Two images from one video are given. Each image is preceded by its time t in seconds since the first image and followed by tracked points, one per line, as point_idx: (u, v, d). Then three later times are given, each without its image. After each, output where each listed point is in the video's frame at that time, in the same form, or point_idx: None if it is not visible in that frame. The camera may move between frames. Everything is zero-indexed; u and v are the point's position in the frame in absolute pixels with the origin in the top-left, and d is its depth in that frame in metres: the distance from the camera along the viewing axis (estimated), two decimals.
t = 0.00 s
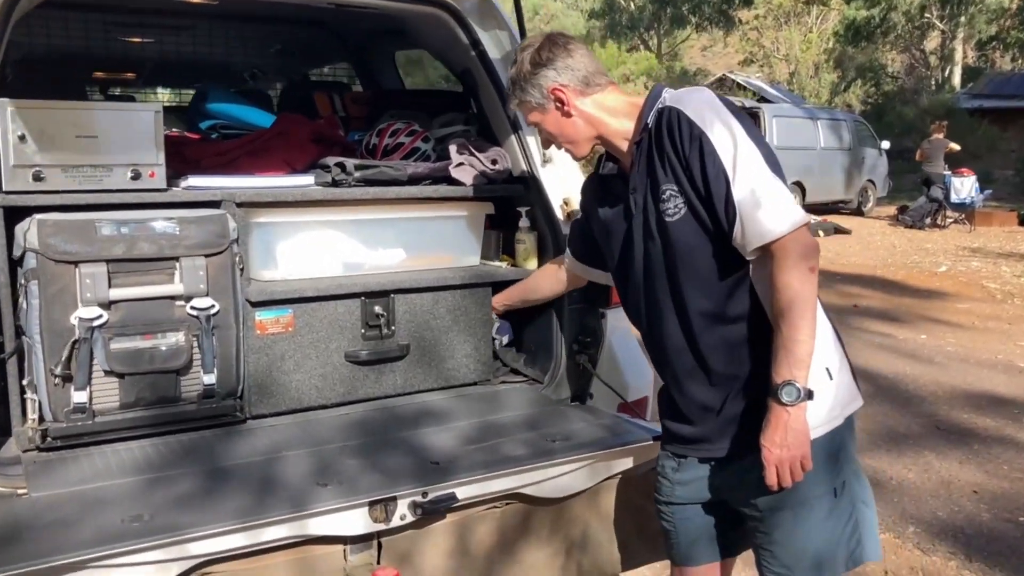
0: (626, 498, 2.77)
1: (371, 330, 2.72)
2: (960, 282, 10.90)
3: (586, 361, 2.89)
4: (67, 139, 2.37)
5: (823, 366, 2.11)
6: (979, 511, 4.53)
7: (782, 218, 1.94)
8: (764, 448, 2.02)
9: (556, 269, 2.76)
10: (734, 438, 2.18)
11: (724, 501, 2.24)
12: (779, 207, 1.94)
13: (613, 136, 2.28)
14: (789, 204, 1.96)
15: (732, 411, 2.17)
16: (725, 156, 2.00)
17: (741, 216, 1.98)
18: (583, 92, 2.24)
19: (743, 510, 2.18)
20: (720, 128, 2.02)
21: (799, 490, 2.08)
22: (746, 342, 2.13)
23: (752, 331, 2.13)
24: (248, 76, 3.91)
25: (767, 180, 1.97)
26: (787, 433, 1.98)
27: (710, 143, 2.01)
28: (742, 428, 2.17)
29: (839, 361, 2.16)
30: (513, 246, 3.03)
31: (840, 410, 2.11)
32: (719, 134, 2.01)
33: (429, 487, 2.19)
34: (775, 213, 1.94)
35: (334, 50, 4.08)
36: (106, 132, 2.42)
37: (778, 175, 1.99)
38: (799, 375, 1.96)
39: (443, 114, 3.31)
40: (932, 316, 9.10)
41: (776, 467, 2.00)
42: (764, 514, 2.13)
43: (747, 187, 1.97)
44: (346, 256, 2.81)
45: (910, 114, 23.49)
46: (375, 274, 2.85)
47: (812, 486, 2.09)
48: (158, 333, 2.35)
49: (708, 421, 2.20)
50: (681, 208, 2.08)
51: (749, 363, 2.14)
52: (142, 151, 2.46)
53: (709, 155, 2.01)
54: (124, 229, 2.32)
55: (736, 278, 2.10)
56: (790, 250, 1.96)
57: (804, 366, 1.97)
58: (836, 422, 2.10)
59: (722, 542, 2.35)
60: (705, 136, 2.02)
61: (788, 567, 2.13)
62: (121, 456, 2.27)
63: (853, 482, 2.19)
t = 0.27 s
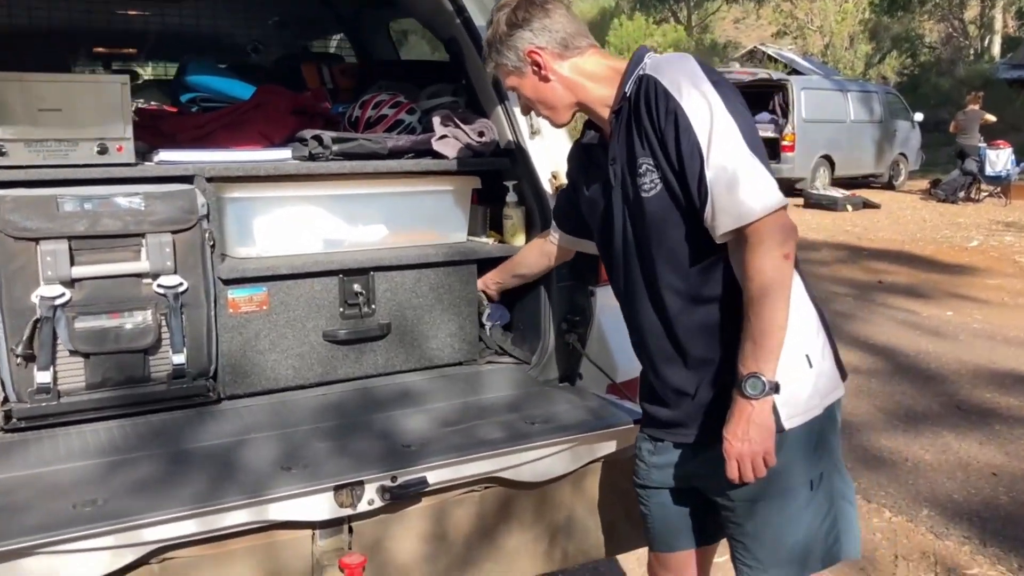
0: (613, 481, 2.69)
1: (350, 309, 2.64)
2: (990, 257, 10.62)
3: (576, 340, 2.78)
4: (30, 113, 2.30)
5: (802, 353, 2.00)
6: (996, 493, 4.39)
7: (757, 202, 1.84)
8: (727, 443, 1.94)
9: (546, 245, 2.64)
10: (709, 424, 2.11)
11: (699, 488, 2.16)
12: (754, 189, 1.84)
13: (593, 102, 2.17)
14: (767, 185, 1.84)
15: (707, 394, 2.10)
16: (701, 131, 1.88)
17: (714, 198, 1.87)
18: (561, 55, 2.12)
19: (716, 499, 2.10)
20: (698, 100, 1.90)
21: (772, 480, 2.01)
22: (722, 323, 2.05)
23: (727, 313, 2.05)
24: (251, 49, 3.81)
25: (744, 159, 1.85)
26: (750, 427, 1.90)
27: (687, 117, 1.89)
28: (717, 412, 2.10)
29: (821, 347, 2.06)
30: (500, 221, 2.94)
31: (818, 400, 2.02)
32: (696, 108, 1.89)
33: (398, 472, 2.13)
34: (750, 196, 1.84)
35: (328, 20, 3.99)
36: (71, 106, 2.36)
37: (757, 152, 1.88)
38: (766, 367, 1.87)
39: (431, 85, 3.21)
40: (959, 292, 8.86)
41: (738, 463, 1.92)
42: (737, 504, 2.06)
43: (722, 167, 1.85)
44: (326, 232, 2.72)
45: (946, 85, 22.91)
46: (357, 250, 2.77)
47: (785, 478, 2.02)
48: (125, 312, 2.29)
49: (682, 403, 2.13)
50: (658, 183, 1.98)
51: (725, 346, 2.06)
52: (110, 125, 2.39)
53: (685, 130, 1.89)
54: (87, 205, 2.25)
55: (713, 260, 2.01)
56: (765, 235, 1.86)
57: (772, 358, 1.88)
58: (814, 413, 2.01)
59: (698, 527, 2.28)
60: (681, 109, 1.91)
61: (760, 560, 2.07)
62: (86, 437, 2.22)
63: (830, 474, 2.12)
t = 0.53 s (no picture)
0: (594, 463, 2.59)
1: (320, 283, 2.55)
2: (1010, 236, 10.38)
3: (559, 317, 2.67)
4: None
5: (782, 344, 1.90)
6: (1004, 479, 4.26)
7: (740, 178, 1.72)
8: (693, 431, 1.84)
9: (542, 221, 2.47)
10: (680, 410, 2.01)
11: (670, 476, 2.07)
12: (738, 165, 1.72)
13: (577, 56, 2.01)
14: (753, 160, 1.72)
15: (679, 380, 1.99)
16: (686, 97, 1.76)
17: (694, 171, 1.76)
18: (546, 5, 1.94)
19: (685, 491, 2.01)
20: (686, 63, 1.77)
21: (742, 471, 1.92)
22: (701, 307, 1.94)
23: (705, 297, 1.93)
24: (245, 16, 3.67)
25: (730, 131, 1.73)
26: (718, 416, 1.81)
27: (672, 81, 1.77)
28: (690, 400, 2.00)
29: (803, 336, 1.96)
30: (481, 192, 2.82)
31: (796, 391, 1.93)
32: (683, 71, 1.77)
33: (358, 454, 2.04)
34: (734, 171, 1.72)
35: None
36: (26, 70, 2.26)
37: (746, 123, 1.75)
38: (740, 355, 1.77)
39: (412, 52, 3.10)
40: (976, 271, 8.66)
41: (702, 452, 1.83)
42: (704, 496, 1.96)
43: (705, 138, 1.73)
44: (296, 202, 2.64)
45: (971, 59, 22.44)
46: (329, 222, 2.70)
47: (756, 471, 1.92)
48: (80, 284, 2.20)
49: (651, 386, 2.02)
50: (639, 151, 1.87)
51: (702, 332, 1.95)
52: (68, 90, 2.29)
53: (670, 94, 1.77)
54: (40, 172, 2.16)
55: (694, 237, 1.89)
56: (748, 213, 1.74)
57: (748, 347, 1.77)
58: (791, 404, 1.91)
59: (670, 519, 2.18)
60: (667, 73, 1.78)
61: (728, 557, 1.97)
62: (39, 413, 2.14)
63: (808, 470, 2.01)
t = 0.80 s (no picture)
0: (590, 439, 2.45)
1: (304, 245, 2.42)
2: None
3: (556, 286, 2.53)
4: None
5: (779, 342, 1.81)
6: None
7: (745, 156, 1.59)
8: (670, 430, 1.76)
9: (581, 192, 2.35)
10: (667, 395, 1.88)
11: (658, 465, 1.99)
12: (744, 141, 1.59)
13: None
14: (762, 138, 1.59)
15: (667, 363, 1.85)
16: (702, 58, 1.63)
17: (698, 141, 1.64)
18: None
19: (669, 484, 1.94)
20: (709, 19, 1.63)
21: (730, 473, 1.84)
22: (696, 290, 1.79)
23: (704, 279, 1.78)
24: None
25: (742, 103, 1.60)
26: (697, 420, 1.72)
27: (689, 40, 1.64)
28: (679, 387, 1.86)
29: (806, 338, 1.86)
30: (478, 151, 2.67)
31: (793, 395, 1.84)
32: (702, 29, 1.63)
33: (330, 426, 1.94)
34: (740, 147, 1.59)
35: None
36: None
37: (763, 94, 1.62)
38: (727, 353, 1.67)
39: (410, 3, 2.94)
40: (1010, 248, 8.38)
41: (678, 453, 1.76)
42: (688, 492, 1.89)
43: (714, 106, 1.61)
44: (280, 156, 2.52)
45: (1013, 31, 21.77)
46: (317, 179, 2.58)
47: (742, 475, 1.84)
48: (46, 241, 2.08)
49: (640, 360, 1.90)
50: (648, 108, 1.74)
51: (696, 317, 1.81)
52: (40, 35, 2.13)
53: (684, 53, 1.64)
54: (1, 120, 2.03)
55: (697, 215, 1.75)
56: (752, 195, 1.61)
57: (733, 347, 1.67)
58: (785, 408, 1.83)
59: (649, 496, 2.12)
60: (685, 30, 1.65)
61: (706, 559, 1.90)
62: None
63: (799, 475, 1.93)
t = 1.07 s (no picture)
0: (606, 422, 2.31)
1: (307, 212, 2.33)
2: None
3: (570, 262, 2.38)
4: None
5: (813, 372, 1.70)
6: None
7: (836, 153, 1.47)
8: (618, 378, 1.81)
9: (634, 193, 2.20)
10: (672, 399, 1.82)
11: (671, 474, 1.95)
12: (834, 138, 1.47)
13: None
14: (851, 138, 1.48)
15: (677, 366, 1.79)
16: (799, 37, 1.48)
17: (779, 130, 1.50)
18: None
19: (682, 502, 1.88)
20: None
21: (747, 499, 1.76)
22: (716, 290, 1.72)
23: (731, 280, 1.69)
24: None
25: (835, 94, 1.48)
26: (642, 378, 1.75)
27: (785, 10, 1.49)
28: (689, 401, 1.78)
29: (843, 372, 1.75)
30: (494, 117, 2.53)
31: (819, 431, 1.73)
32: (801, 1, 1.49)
33: (319, 403, 1.84)
34: (828, 143, 1.47)
35: None
36: None
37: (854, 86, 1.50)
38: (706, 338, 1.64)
39: None
40: None
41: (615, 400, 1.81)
42: (698, 514, 1.84)
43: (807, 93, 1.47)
44: (290, 120, 2.44)
45: None
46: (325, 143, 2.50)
47: (761, 508, 1.76)
48: (36, 204, 2.01)
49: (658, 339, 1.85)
50: (721, 74, 1.65)
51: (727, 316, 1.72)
52: None
53: (778, 27, 1.50)
54: None
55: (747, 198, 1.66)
56: (805, 207, 1.50)
57: (710, 336, 1.64)
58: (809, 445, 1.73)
59: (659, 491, 2.07)
60: None
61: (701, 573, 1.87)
62: None
63: (820, 513, 1.82)
